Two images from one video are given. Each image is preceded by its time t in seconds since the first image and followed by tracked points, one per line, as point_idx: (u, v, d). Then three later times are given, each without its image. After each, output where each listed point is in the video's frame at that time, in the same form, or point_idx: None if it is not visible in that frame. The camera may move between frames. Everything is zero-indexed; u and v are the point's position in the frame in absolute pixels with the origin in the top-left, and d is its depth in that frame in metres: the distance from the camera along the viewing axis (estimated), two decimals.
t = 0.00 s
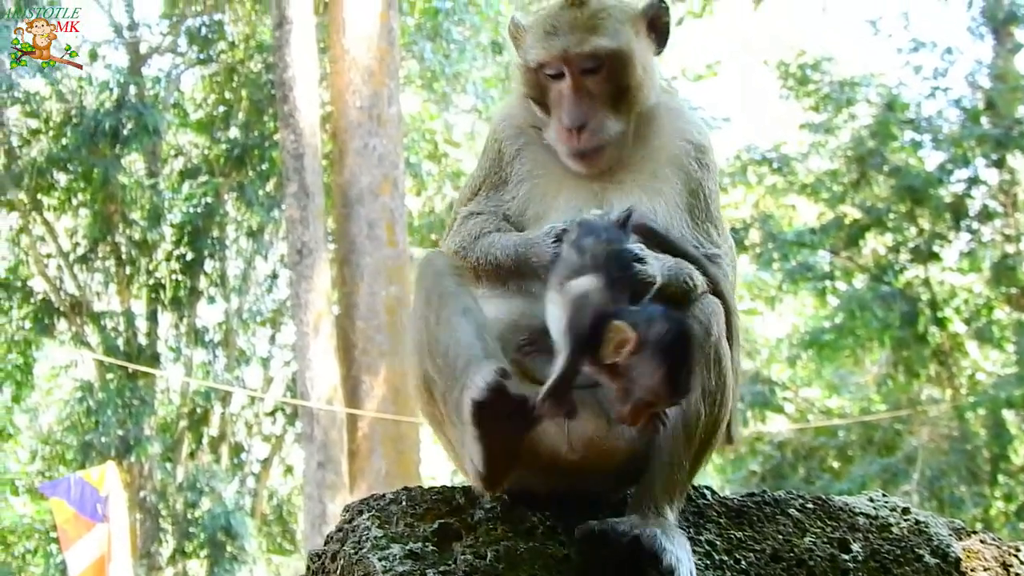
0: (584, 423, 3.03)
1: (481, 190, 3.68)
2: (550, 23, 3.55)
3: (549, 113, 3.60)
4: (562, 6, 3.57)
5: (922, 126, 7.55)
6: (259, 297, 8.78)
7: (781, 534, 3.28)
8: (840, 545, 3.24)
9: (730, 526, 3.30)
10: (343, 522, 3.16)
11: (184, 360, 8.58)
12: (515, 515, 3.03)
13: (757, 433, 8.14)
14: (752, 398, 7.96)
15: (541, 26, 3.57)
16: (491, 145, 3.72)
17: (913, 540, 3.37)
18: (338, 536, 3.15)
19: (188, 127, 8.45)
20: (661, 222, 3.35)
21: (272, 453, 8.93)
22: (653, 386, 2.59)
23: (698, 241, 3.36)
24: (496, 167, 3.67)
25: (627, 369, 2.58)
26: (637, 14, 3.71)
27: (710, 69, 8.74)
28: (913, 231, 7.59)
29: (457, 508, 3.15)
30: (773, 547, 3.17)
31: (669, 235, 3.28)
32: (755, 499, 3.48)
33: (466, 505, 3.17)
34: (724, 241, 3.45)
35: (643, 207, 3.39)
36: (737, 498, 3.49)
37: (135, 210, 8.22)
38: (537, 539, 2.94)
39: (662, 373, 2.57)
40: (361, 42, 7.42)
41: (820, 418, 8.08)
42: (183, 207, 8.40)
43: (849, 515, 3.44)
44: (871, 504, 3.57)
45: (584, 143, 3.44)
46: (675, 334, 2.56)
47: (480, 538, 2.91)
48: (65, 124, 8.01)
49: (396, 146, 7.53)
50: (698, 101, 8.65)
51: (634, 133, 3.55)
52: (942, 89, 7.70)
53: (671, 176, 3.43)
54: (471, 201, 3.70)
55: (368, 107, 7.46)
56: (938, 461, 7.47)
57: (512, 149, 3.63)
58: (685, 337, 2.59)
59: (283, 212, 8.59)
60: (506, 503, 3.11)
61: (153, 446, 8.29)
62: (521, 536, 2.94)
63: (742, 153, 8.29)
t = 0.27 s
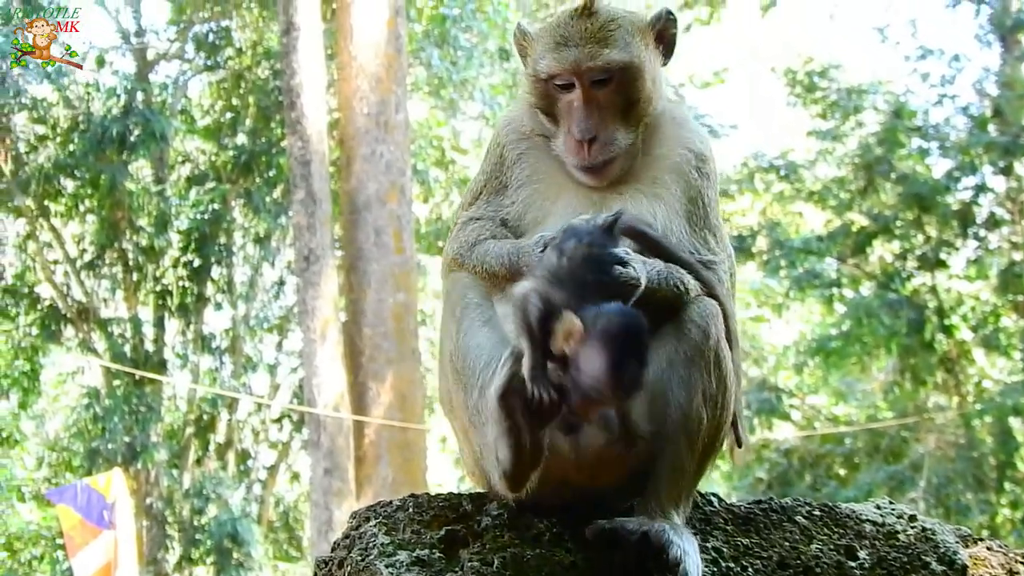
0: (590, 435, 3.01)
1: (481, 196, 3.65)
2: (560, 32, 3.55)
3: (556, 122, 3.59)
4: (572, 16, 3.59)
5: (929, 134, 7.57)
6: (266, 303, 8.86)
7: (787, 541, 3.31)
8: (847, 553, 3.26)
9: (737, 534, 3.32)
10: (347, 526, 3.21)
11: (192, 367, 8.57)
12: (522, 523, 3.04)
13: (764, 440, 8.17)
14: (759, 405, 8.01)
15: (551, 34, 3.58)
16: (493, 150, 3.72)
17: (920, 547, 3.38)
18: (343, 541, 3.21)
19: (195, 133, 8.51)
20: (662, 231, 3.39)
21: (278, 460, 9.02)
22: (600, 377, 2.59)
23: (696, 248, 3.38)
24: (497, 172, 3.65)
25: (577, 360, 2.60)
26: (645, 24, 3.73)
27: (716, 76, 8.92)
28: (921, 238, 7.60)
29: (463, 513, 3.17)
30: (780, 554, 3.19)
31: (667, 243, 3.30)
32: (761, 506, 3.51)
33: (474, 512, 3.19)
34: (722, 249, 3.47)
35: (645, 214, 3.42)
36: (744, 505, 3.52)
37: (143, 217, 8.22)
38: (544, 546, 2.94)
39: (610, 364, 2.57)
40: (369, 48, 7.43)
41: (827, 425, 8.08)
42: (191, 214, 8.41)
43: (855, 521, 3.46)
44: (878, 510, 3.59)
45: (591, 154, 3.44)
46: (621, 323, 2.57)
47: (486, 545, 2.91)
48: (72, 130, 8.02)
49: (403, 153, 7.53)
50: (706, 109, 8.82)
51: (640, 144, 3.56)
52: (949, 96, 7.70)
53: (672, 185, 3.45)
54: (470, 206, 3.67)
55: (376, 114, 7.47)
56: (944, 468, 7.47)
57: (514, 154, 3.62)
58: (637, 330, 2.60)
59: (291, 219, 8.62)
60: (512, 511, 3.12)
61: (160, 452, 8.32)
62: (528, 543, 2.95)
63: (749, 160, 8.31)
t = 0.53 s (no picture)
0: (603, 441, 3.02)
1: (480, 201, 3.74)
2: (562, 39, 3.63)
3: (557, 129, 3.69)
4: (572, 22, 3.65)
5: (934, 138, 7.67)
6: (271, 308, 8.80)
7: (792, 545, 3.36)
8: (853, 557, 3.27)
9: (740, 538, 3.41)
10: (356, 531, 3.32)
11: (196, 370, 8.60)
12: (528, 527, 3.13)
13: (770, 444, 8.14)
14: (764, 408, 8.02)
15: (553, 40, 3.65)
16: (492, 154, 3.81)
17: (926, 551, 3.36)
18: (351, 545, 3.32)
19: (201, 138, 8.59)
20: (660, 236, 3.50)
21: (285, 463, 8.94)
22: (600, 344, 2.64)
23: (694, 254, 3.50)
24: (496, 176, 3.75)
25: (576, 332, 2.66)
26: (646, 30, 3.84)
27: (723, 82, 8.93)
28: (925, 243, 7.58)
29: (468, 517, 3.26)
30: (784, 559, 3.24)
31: (664, 246, 3.43)
32: (767, 510, 3.61)
33: (479, 515, 3.27)
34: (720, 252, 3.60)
35: (645, 218, 3.51)
36: (749, 510, 3.62)
37: (147, 220, 8.28)
38: (550, 550, 3.02)
39: (609, 332, 2.65)
40: (372, 51, 7.43)
41: (832, 430, 8.09)
42: (195, 218, 8.44)
43: (862, 526, 3.52)
44: (885, 517, 3.67)
45: (592, 160, 3.54)
46: (619, 297, 2.69)
47: (491, 550, 3.02)
48: (76, 134, 8.17)
49: (408, 156, 7.55)
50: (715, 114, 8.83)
51: (639, 150, 3.66)
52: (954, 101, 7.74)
53: (670, 190, 3.57)
54: (470, 210, 3.76)
55: (380, 118, 7.46)
56: (949, 472, 7.43)
57: (513, 159, 3.72)
58: (637, 301, 2.72)
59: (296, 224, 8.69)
60: (518, 515, 3.21)
61: (166, 455, 8.29)
62: (534, 547, 3.04)
63: (754, 164, 8.31)
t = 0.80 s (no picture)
0: (608, 439, 3.18)
1: (486, 209, 3.95)
2: (568, 50, 3.75)
3: (563, 139, 3.83)
4: (578, 34, 3.78)
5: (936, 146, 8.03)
6: (287, 312, 9.56)
7: (794, 543, 3.53)
8: (853, 554, 3.45)
9: (744, 535, 3.56)
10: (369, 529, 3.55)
11: (213, 373, 9.29)
12: (537, 527, 3.23)
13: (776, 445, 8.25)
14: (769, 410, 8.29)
15: (558, 52, 3.78)
16: (496, 161, 4.01)
17: (923, 549, 3.58)
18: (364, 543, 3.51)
19: (217, 146, 9.26)
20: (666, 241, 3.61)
21: (298, 464, 9.52)
22: (625, 322, 2.75)
23: (699, 256, 3.62)
24: (501, 184, 3.95)
25: (603, 309, 2.79)
26: (647, 42, 3.99)
27: (728, 91, 9.55)
28: (925, 249, 8.03)
29: (480, 516, 3.41)
30: (786, 556, 3.38)
31: (672, 252, 3.52)
32: (768, 509, 3.80)
33: (488, 515, 3.45)
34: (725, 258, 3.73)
35: (650, 224, 3.64)
36: (751, 509, 3.81)
37: (165, 228, 9.01)
38: (558, 548, 3.11)
39: (635, 313, 2.75)
40: (387, 67, 8.09)
41: (833, 430, 8.35)
42: (213, 225, 9.17)
43: (862, 524, 3.71)
44: (883, 514, 3.86)
45: (599, 168, 3.66)
46: (649, 279, 2.79)
47: (500, 548, 3.08)
48: (96, 143, 8.80)
49: (418, 164, 8.15)
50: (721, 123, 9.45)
51: (646, 158, 3.79)
52: (957, 109, 8.05)
53: (673, 197, 3.72)
54: (477, 217, 3.96)
55: (394, 126, 8.09)
56: (948, 472, 7.66)
57: (521, 169, 3.90)
58: (665, 288, 2.81)
59: (310, 230, 9.35)
60: (526, 515, 3.34)
61: (184, 456, 8.85)
62: (542, 545, 3.12)
63: (759, 173, 8.82)
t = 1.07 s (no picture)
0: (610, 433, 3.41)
1: (480, 213, 4.22)
2: (559, 62, 4.04)
3: (555, 146, 4.13)
4: (568, 45, 4.06)
5: (917, 153, 8.55)
6: (294, 312, 10.84)
7: (780, 534, 3.82)
8: (836, 546, 3.76)
9: (733, 527, 3.84)
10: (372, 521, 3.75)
11: (223, 370, 10.44)
12: (534, 519, 3.48)
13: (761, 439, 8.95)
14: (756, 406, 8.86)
15: (549, 64, 4.07)
16: (492, 167, 4.29)
17: (904, 540, 3.93)
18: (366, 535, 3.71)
19: (227, 152, 10.54)
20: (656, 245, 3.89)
21: (305, 459, 10.71)
22: (635, 308, 3.01)
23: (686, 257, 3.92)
24: (495, 188, 4.23)
25: (615, 295, 3.07)
26: (631, 52, 4.28)
27: (717, 100, 10.83)
28: (907, 251, 8.61)
29: (479, 509, 3.63)
30: (771, 547, 3.67)
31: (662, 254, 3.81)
32: (756, 501, 4.09)
33: (487, 506, 3.68)
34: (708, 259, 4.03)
35: (640, 227, 3.93)
36: (740, 500, 4.08)
37: (177, 231, 9.97)
38: (554, 538, 3.35)
39: (645, 300, 2.99)
40: (390, 76, 8.66)
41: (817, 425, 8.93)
42: (222, 228, 10.28)
43: (844, 516, 4.03)
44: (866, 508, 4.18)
45: (591, 174, 3.96)
46: (661, 269, 2.97)
47: (500, 538, 3.30)
48: (110, 150, 9.61)
49: (420, 169, 8.73)
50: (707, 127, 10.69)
51: (635, 164, 4.11)
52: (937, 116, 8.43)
53: (661, 201, 4.02)
54: (472, 220, 4.23)
55: (396, 133, 8.64)
56: (929, 465, 8.14)
57: (515, 175, 4.19)
58: (677, 276, 2.97)
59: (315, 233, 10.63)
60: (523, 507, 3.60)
61: (195, 451, 9.71)
62: (539, 535, 3.36)
63: (747, 178, 9.68)
